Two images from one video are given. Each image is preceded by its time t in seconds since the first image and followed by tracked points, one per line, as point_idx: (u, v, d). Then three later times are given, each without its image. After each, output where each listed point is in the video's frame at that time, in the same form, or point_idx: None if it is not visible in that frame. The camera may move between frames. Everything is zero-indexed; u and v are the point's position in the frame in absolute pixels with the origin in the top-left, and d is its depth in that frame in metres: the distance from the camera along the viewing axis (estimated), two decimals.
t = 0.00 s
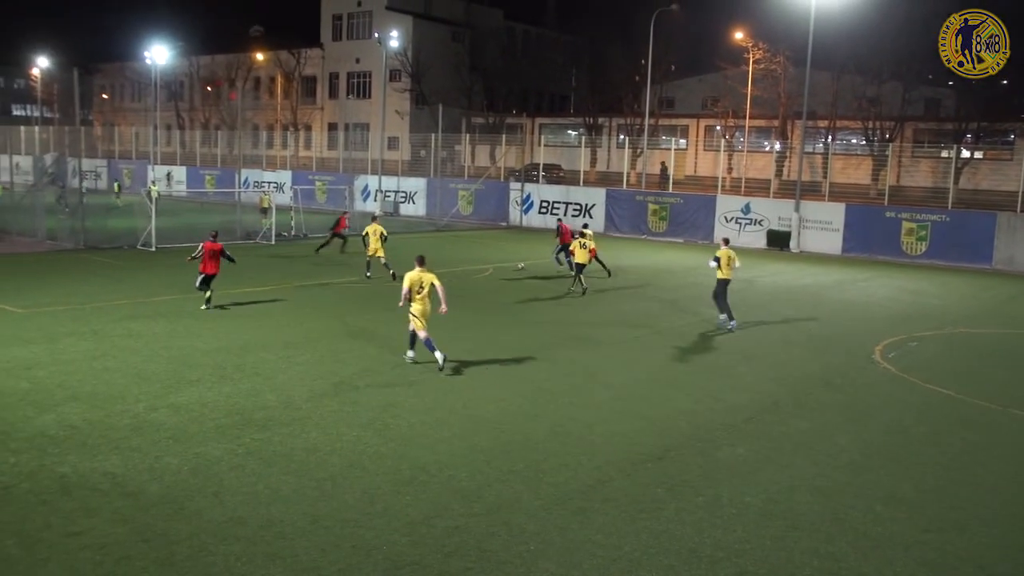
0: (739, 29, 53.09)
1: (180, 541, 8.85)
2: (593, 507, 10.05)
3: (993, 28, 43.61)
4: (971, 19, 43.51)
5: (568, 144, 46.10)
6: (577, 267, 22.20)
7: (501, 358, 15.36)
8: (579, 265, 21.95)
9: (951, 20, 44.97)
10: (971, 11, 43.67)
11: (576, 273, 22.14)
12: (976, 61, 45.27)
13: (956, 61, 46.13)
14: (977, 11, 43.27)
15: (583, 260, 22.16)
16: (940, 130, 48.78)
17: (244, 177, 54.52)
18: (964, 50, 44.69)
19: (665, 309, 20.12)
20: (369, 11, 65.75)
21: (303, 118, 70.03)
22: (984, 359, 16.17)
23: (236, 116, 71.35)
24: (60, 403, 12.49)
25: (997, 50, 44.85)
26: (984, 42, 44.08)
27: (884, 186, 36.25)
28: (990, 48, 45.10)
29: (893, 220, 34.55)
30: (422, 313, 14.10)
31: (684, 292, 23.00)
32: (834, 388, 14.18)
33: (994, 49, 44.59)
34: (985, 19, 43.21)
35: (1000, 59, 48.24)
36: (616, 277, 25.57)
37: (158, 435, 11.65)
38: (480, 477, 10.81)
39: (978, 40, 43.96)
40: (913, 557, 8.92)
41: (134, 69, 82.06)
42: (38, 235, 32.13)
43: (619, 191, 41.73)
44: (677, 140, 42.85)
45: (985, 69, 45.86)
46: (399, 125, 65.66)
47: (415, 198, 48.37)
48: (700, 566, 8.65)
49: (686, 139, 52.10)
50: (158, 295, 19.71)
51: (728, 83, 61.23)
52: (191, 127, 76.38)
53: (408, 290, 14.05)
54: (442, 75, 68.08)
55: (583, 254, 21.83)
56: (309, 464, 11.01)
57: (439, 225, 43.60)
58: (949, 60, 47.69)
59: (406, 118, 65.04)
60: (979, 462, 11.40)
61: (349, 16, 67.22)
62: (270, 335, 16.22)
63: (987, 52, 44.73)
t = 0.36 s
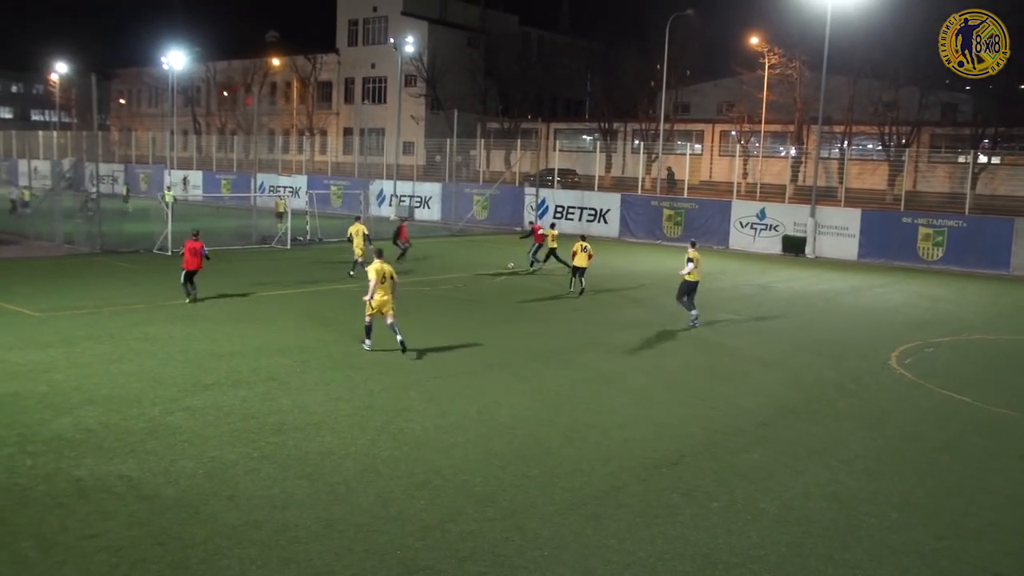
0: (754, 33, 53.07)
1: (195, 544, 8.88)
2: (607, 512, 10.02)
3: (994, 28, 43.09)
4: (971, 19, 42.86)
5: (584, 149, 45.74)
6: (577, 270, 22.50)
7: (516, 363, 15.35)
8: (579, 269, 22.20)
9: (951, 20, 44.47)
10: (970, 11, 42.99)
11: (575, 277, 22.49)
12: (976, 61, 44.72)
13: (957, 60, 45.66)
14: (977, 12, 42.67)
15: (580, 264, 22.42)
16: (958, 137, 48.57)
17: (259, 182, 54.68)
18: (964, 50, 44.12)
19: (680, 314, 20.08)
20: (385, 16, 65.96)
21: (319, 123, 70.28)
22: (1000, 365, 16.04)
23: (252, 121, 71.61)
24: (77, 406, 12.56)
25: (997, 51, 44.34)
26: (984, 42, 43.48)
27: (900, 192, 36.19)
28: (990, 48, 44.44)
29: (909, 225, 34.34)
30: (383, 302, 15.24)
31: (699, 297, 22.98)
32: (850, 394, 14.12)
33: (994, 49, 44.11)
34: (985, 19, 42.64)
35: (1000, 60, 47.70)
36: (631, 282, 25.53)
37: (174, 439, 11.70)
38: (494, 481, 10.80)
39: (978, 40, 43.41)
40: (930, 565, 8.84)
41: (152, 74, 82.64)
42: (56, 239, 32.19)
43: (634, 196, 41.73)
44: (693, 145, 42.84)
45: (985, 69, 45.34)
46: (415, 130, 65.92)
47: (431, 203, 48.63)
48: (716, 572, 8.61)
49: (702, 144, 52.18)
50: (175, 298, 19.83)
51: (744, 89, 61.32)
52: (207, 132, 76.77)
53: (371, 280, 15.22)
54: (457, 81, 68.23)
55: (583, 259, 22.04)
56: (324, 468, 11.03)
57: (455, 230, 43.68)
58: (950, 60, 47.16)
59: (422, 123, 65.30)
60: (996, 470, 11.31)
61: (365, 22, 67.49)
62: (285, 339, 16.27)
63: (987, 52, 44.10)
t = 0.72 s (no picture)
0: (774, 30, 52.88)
1: (213, 539, 8.93)
2: (624, 510, 10.01)
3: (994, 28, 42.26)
4: (971, 19, 42.05)
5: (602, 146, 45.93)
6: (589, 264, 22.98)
7: (534, 360, 15.37)
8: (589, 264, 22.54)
9: (951, 18, 43.68)
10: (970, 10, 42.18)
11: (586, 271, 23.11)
12: (976, 61, 44.04)
13: (957, 60, 45.00)
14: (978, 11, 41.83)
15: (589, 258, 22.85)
16: (980, 133, 48.58)
17: (278, 178, 54.93)
18: (964, 50, 43.40)
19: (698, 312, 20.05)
20: (404, 13, 66.06)
21: (338, 120, 70.56)
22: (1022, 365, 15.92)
23: (271, 118, 71.87)
24: (97, 401, 12.65)
25: (997, 51, 43.58)
26: (984, 42, 42.69)
27: (921, 189, 35.82)
28: (991, 48, 43.80)
29: (930, 223, 34.13)
30: (357, 286, 16.17)
31: (717, 295, 22.92)
32: (869, 393, 14.05)
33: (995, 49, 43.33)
34: (985, 19, 41.79)
35: (1000, 59, 47.24)
36: (648, 279, 25.48)
37: (194, 434, 11.77)
38: (511, 478, 10.80)
39: (978, 40, 42.64)
40: (949, 565, 8.79)
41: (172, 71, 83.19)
42: (77, 235, 32.41)
43: (653, 194, 41.64)
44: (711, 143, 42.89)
45: (985, 70, 44.66)
46: (433, 126, 65.97)
47: (449, 200, 48.52)
48: (733, 570, 8.58)
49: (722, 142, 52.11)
50: (195, 294, 19.95)
51: (763, 86, 61.23)
52: (227, 128, 77.20)
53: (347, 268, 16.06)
54: (476, 78, 68.28)
55: (593, 254, 22.35)
56: (342, 464, 11.07)
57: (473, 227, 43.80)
58: (950, 60, 46.54)
59: (441, 120, 65.41)
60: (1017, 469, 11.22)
61: (384, 19, 67.61)
62: (303, 335, 16.35)
63: (987, 52, 43.35)
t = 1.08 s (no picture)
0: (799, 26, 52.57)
1: (235, 532, 8.98)
2: (645, 507, 9.99)
3: (994, 28, 40.94)
4: (971, 19, 40.61)
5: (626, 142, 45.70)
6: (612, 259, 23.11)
7: (555, 356, 15.36)
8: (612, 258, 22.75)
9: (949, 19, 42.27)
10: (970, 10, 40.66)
11: (608, 265, 23.27)
12: (977, 61, 43.02)
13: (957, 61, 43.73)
14: (977, 11, 40.41)
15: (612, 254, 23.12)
16: (1006, 130, 48.03)
17: (301, 174, 55.20)
18: (964, 50, 42.19)
19: (719, 309, 19.97)
20: (426, 10, 66.11)
21: (360, 116, 70.78)
22: None
23: (293, 114, 72.19)
24: (121, 395, 12.75)
25: (998, 51, 42.36)
26: (984, 42, 41.43)
27: (946, 186, 35.58)
28: (991, 48, 42.48)
29: (955, 221, 33.82)
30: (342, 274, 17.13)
31: (739, 291, 22.81)
32: (892, 392, 13.94)
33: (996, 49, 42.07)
34: (985, 19, 40.38)
35: (1000, 59, 45.76)
36: (668, 276, 25.41)
37: (216, 428, 11.85)
38: (532, 475, 10.80)
39: (979, 39, 41.39)
40: (973, 566, 8.70)
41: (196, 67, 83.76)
42: (101, 230, 32.81)
43: (675, 190, 41.54)
44: (734, 140, 42.74)
45: (987, 68, 43.49)
46: (455, 122, 66.02)
47: (471, 196, 48.60)
48: (754, 569, 8.54)
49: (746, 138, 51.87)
50: (219, 289, 20.08)
51: (786, 82, 61.01)
52: (250, 125, 77.69)
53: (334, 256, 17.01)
54: (498, 74, 68.27)
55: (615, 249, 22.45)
56: (363, 459, 11.10)
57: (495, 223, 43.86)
58: (950, 60, 45.26)
59: (463, 116, 65.39)
60: None
61: (406, 15, 67.70)
62: (325, 330, 16.41)
63: (988, 52, 42.10)
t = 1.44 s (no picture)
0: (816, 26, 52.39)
1: (252, 531, 9.00)
2: (661, 508, 9.96)
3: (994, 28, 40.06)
4: (971, 20, 39.54)
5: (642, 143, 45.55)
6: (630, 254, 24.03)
7: (571, 357, 15.36)
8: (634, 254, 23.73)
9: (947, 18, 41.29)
10: (970, 10, 39.56)
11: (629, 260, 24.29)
12: (977, 60, 42.40)
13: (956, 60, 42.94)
14: (977, 11, 39.43)
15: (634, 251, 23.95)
16: None
17: (318, 174, 55.41)
18: (963, 50, 41.48)
19: (735, 310, 19.92)
20: (442, 10, 66.20)
21: (376, 116, 71.02)
22: None
23: (311, 114, 72.46)
24: (138, 393, 12.82)
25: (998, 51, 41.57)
26: (984, 42, 40.63)
27: (965, 187, 35.32)
28: (992, 46, 41.41)
29: (974, 222, 33.61)
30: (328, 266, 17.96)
31: (755, 292, 22.73)
32: (911, 393, 13.88)
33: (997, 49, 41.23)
34: (985, 19, 39.46)
35: (999, 59, 44.98)
36: (684, 276, 25.36)
37: (233, 427, 11.89)
38: (548, 475, 10.80)
39: (979, 39, 40.59)
40: (991, 570, 8.65)
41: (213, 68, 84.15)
42: (119, 230, 33.06)
43: (692, 191, 41.49)
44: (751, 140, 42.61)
45: (988, 68, 42.80)
46: (472, 123, 66.21)
47: (487, 196, 48.66)
48: (770, 571, 8.51)
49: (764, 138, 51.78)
50: (236, 289, 20.17)
51: (804, 82, 60.92)
52: (268, 124, 78.05)
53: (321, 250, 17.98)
54: (515, 74, 68.34)
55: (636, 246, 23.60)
56: (380, 458, 11.13)
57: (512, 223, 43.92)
58: (948, 59, 44.32)
59: (480, 116, 65.59)
60: None
61: (423, 15, 67.81)
62: (342, 330, 16.46)
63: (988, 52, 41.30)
